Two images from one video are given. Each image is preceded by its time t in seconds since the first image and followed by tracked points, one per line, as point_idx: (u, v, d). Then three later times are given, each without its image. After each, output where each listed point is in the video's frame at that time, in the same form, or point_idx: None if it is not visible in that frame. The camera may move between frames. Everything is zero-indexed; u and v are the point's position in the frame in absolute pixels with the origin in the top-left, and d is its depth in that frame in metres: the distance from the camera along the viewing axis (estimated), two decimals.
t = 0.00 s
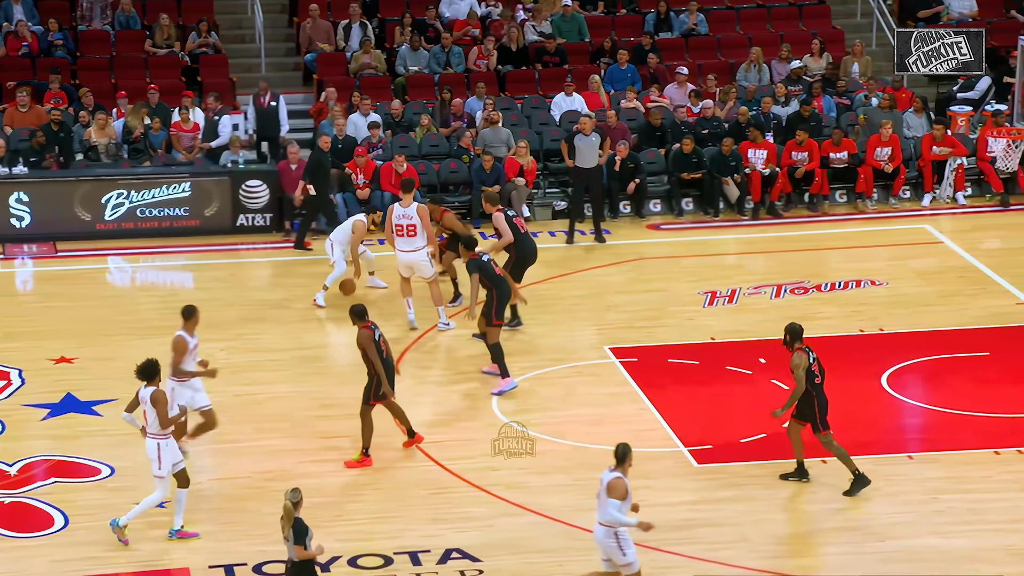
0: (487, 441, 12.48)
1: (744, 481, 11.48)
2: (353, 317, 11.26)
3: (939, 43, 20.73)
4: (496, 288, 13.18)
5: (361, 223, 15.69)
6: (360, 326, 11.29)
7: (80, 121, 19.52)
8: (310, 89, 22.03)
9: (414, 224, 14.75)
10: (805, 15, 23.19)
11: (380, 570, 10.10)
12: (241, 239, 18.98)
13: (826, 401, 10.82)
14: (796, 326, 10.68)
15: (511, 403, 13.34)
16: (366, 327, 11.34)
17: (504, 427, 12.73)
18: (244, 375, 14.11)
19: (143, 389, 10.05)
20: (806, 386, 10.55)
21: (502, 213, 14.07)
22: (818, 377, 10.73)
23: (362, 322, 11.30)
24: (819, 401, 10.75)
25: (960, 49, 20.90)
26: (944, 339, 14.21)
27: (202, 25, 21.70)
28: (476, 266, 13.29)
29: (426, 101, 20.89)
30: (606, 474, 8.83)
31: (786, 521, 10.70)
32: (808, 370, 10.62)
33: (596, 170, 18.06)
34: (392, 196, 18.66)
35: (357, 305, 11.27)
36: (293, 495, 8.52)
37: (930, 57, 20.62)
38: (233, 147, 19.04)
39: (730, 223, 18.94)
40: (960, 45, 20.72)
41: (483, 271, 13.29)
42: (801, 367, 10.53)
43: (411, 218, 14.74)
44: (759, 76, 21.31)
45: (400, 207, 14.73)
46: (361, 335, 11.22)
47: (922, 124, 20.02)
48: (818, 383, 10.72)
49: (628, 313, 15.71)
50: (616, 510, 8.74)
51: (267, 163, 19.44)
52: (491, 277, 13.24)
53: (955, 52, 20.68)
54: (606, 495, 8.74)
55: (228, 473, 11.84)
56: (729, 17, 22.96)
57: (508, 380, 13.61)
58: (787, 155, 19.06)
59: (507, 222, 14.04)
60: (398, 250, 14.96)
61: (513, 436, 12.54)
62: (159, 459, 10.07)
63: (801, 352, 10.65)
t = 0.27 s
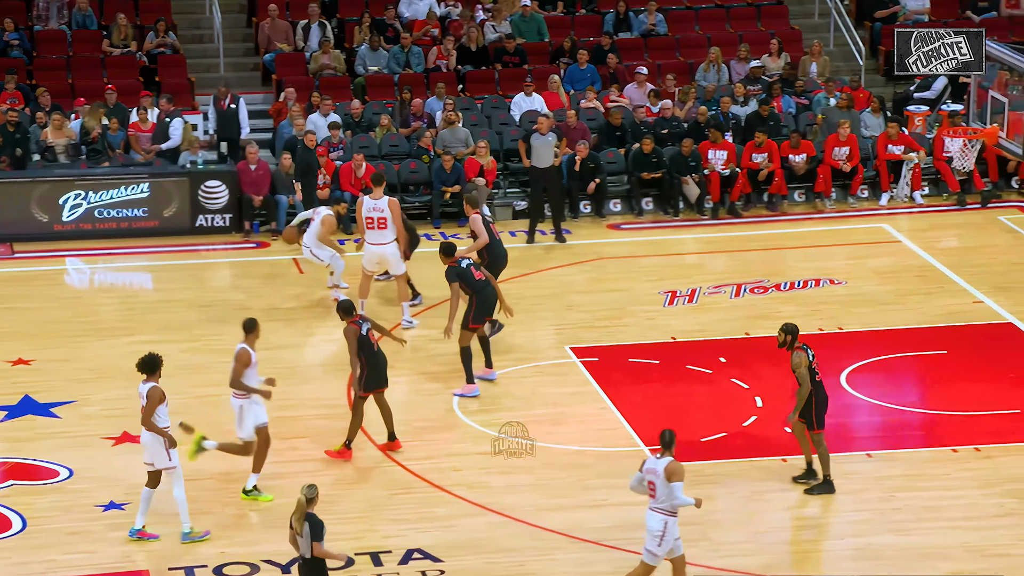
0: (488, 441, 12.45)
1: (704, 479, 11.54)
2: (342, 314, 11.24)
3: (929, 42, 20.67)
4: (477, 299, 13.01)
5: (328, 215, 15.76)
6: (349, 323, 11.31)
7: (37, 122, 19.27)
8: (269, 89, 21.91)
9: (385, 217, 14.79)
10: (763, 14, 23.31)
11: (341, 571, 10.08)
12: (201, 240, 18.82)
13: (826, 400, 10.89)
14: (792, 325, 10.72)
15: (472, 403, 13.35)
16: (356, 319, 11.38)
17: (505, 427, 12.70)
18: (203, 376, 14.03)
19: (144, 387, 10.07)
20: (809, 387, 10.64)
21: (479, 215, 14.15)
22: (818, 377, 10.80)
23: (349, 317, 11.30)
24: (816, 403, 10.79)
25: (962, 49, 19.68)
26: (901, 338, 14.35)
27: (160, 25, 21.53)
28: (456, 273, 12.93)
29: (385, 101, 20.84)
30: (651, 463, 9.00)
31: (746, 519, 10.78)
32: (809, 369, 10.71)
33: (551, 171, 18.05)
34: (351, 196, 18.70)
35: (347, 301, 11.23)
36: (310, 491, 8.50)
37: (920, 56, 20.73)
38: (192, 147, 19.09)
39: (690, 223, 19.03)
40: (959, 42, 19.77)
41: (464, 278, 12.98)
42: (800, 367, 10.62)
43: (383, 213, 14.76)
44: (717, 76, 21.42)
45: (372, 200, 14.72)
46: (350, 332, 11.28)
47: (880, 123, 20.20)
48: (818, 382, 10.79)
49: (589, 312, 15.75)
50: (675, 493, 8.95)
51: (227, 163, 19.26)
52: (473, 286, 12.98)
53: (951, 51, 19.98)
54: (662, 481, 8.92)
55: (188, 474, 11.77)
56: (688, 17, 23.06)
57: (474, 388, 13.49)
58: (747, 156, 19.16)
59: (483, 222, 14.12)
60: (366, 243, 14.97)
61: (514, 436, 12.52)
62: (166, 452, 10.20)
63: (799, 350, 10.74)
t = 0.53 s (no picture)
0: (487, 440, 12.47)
1: (678, 479, 11.58)
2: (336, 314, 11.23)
3: (930, 39, 18.08)
4: (473, 310, 12.82)
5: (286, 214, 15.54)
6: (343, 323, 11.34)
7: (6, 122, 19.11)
8: (240, 89, 21.82)
9: (360, 216, 14.73)
10: (734, 14, 23.38)
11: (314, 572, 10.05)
12: (171, 240, 18.73)
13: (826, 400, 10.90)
14: (796, 325, 10.69)
15: (445, 404, 13.33)
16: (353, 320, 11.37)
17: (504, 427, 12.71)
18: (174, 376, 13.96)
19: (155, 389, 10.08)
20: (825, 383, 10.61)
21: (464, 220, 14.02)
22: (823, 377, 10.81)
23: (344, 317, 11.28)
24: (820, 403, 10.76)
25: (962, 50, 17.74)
26: (872, 337, 14.44)
27: (130, 25, 21.40)
28: (461, 281, 12.76)
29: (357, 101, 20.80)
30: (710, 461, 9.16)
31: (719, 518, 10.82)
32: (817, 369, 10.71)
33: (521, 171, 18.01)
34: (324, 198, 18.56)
35: (341, 299, 11.18)
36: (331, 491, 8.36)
37: (920, 56, 18.13)
38: (162, 148, 18.85)
39: (662, 222, 19.09)
40: (959, 41, 17.74)
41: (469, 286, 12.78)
42: (812, 366, 10.52)
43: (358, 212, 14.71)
44: (689, 76, 21.48)
45: (350, 198, 14.68)
46: (339, 332, 11.29)
47: (849, 124, 20.31)
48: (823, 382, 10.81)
49: (562, 312, 15.77)
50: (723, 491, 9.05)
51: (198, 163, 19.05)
52: (474, 298, 12.78)
53: (950, 53, 17.79)
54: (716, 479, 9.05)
55: (160, 475, 11.71)
56: (659, 17, 23.13)
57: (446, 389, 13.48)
58: (718, 157, 19.23)
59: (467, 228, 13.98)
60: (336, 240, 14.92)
61: (513, 436, 12.53)
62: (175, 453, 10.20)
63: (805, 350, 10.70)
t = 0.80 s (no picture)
0: (488, 440, 12.44)
1: (665, 477, 11.60)
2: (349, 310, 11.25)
3: (929, 38, 17.97)
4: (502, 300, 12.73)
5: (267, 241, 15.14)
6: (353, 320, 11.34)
7: None
8: (226, 88, 21.76)
9: (327, 211, 14.71)
10: (721, 13, 23.39)
11: (302, 571, 10.04)
12: (158, 239, 18.68)
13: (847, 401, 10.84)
14: (819, 326, 10.61)
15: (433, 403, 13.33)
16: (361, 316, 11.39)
17: (504, 427, 12.69)
18: (162, 376, 13.92)
19: (177, 381, 10.20)
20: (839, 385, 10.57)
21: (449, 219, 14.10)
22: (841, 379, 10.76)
23: (355, 314, 11.31)
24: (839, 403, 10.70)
25: (958, 48, 17.61)
26: (859, 335, 14.48)
27: (116, 24, 21.33)
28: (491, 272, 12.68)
29: (344, 100, 20.78)
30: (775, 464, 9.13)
31: (706, 517, 10.85)
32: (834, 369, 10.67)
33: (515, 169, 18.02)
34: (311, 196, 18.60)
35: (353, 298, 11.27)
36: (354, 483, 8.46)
37: (920, 56, 18.04)
38: (149, 147, 18.77)
39: (649, 221, 19.11)
40: (959, 40, 17.63)
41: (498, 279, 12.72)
42: (826, 365, 10.48)
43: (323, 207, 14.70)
44: (675, 74, 21.52)
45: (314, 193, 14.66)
46: (351, 328, 11.32)
47: (836, 121, 20.34)
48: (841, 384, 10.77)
49: (550, 311, 15.77)
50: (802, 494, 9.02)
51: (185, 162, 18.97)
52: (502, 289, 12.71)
53: (950, 51, 17.69)
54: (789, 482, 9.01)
55: (147, 475, 11.68)
56: (646, 16, 23.17)
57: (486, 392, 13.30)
58: (705, 155, 19.24)
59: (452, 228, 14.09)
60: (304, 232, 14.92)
61: (513, 436, 12.50)
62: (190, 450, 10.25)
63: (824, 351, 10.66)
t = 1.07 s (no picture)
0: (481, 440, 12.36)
1: (652, 475, 11.63)
2: (347, 309, 11.55)
3: (930, 38, 17.70)
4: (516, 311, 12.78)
5: (286, 248, 14.54)
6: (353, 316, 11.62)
7: None
8: (214, 87, 21.72)
9: (307, 209, 15.22)
10: (708, 12, 23.42)
11: (290, 570, 10.03)
12: (145, 238, 18.64)
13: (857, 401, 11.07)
14: (831, 328, 10.69)
15: (421, 402, 13.34)
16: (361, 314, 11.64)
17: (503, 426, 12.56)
18: (149, 375, 13.90)
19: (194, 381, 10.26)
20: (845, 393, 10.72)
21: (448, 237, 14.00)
22: (850, 382, 10.95)
23: (356, 312, 11.59)
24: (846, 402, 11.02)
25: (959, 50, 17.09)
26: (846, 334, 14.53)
27: (103, 22, 21.28)
28: (511, 283, 12.67)
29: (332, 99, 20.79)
30: (839, 448, 9.16)
31: (694, 515, 10.87)
32: (840, 374, 10.89)
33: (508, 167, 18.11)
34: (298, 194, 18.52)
35: (353, 297, 11.55)
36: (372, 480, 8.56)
37: (920, 56, 17.69)
38: (137, 146, 18.74)
39: (637, 220, 19.14)
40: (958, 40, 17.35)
41: (516, 290, 12.71)
42: (830, 371, 10.60)
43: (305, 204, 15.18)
44: (663, 73, 21.53)
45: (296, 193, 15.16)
46: (350, 326, 11.61)
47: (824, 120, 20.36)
48: (848, 388, 10.98)
49: (538, 310, 15.78)
50: (868, 480, 9.01)
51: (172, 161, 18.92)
52: (518, 300, 12.75)
53: (950, 53, 17.29)
54: (856, 466, 9.02)
55: (135, 474, 11.66)
56: (633, 15, 23.19)
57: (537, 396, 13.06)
58: (693, 154, 19.26)
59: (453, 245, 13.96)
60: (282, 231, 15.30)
61: (513, 435, 12.36)
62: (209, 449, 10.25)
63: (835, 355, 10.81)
